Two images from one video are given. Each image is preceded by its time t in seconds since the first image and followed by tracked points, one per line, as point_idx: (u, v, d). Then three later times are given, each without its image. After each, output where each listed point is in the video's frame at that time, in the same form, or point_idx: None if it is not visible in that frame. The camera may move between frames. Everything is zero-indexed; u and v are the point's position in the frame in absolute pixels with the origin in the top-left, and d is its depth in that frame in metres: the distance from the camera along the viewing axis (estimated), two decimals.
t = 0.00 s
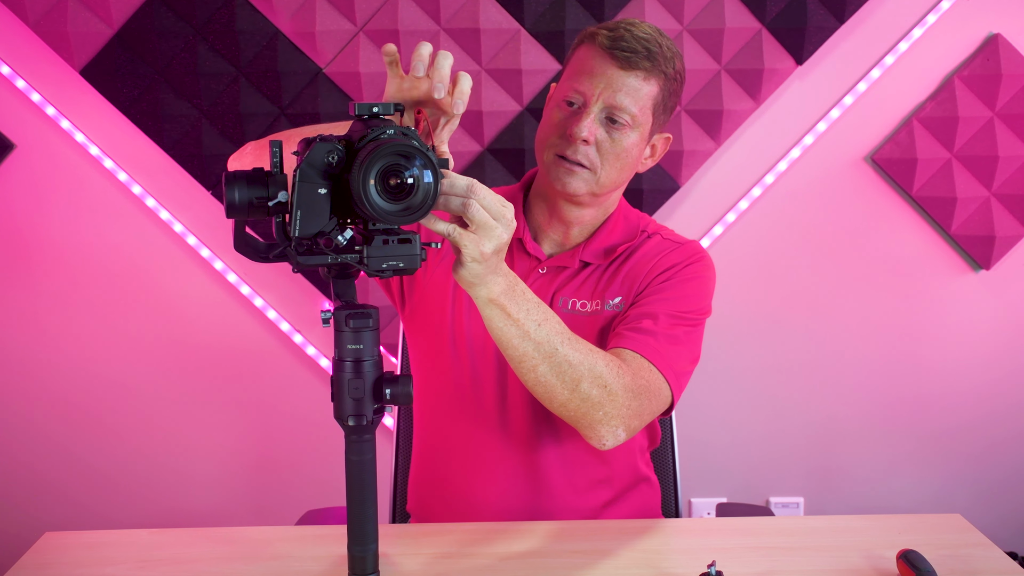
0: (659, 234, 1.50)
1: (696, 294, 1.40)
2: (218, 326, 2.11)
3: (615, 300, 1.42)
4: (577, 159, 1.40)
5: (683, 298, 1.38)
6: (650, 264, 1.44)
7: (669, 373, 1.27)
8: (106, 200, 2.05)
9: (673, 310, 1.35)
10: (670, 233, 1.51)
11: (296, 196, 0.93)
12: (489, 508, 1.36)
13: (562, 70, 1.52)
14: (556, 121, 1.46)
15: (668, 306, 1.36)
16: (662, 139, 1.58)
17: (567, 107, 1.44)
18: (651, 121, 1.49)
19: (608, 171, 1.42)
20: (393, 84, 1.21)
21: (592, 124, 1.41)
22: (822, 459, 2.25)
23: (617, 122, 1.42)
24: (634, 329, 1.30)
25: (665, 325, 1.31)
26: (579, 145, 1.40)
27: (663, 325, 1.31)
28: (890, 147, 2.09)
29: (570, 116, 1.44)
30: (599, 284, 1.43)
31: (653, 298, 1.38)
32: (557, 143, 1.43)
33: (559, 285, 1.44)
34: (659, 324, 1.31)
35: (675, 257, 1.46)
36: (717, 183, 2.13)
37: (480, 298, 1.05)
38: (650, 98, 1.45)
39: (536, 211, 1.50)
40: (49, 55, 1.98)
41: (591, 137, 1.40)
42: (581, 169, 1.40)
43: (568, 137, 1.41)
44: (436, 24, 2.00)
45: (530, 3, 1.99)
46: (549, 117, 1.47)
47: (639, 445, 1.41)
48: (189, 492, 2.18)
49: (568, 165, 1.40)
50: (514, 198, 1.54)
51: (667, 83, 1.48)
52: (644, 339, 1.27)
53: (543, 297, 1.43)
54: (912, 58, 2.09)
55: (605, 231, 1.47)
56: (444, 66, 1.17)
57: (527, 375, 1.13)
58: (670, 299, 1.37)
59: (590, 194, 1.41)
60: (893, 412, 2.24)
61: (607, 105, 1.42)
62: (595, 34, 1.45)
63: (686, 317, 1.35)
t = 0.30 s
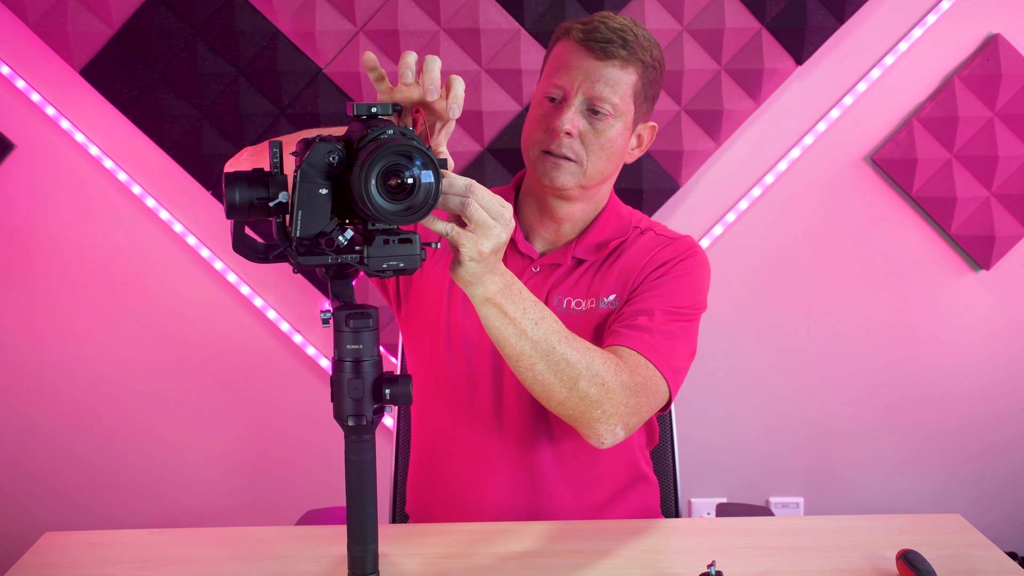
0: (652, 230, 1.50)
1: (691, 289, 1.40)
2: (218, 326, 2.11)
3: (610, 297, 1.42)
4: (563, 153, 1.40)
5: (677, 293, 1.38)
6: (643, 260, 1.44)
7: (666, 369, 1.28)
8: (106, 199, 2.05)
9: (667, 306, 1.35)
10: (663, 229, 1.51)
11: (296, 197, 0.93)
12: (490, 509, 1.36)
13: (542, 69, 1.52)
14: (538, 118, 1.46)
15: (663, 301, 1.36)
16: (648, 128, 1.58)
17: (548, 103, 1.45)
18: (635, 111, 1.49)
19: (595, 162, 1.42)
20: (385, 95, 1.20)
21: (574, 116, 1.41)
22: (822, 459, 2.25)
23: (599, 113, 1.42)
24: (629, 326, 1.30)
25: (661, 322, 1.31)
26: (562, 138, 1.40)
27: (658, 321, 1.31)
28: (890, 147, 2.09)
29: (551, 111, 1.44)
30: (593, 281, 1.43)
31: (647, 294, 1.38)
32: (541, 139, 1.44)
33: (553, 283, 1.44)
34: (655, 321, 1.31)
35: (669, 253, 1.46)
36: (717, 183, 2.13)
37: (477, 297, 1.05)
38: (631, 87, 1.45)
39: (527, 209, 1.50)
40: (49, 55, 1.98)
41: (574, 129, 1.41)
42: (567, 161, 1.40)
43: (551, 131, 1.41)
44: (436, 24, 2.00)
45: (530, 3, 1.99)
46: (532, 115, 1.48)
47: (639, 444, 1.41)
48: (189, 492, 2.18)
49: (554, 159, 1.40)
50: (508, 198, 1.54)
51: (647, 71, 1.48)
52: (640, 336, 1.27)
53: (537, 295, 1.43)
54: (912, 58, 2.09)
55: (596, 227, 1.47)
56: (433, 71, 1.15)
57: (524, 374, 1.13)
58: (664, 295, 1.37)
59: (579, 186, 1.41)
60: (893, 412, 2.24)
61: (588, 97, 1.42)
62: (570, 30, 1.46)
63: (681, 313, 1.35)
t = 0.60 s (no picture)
0: (652, 231, 1.49)
1: (691, 290, 1.40)
2: (218, 326, 2.11)
3: (611, 297, 1.42)
4: (559, 145, 1.40)
5: (678, 295, 1.38)
6: (644, 261, 1.44)
7: (671, 372, 1.28)
8: (106, 199, 2.05)
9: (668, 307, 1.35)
10: (664, 230, 1.51)
11: (297, 196, 0.93)
12: (489, 510, 1.35)
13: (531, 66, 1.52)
14: (530, 113, 1.46)
15: (664, 303, 1.36)
16: (642, 120, 1.57)
17: (538, 97, 1.45)
18: (627, 101, 1.49)
19: (591, 153, 1.42)
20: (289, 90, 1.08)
21: (567, 109, 1.41)
22: (822, 459, 2.25)
23: (592, 103, 1.42)
24: (631, 327, 1.30)
25: (663, 323, 1.32)
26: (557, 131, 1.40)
27: (660, 323, 1.31)
28: (890, 147, 2.09)
29: (543, 105, 1.44)
30: (594, 281, 1.43)
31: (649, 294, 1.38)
32: (535, 134, 1.43)
33: (553, 282, 1.44)
34: (657, 322, 1.31)
35: (669, 254, 1.45)
36: (717, 183, 2.13)
37: (486, 299, 1.06)
38: (621, 76, 1.45)
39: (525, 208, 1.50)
40: (49, 55, 1.98)
41: (568, 122, 1.41)
42: (563, 154, 1.40)
43: (545, 124, 1.42)
44: (435, 24, 2.00)
45: (530, 3, 1.99)
46: (524, 112, 1.48)
47: (638, 444, 1.41)
48: (189, 491, 2.18)
49: (550, 152, 1.40)
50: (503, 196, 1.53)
51: (636, 60, 1.48)
52: (643, 338, 1.27)
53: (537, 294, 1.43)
54: (912, 57, 2.09)
55: (597, 225, 1.45)
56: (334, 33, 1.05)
57: (531, 376, 1.13)
58: (666, 296, 1.38)
59: (577, 179, 1.41)
60: (893, 412, 2.24)
61: (580, 89, 1.42)
62: (555, 24, 1.46)
63: (682, 314, 1.35)
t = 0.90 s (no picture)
0: (646, 227, 1.50)
1: (694, 292, 1.41)
2: (218, 326, 2.11)
3: (614, 298, 1.42)
4: (549, 135, 1.40)
5: (682, 296, 1.39)
6: (644, 261, 1.44)
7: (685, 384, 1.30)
8: (106, 199, 2.04)
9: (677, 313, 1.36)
10: (658, 225, 1.51)
11: (299, 197, 0.93)
12: (490, 509, 1.35)
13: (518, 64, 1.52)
14: (519, 107, 1.45)
15: (670, 308, 1.37)
16: (628, 116, 1.57)
17: (527, 89, 1.44)
18: (615, 94, 1.49)
19: (581, 144, 1.42)
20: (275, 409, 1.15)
21: (556, 100, 1.41)
22: (822, 459, 2.25)
23: (581, 93, 1.42)
24: (644, 339, 1.30)
25: (673, 330, 1.33)
26: (547, 121, 1.40)
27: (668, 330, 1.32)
28: (890, 147, 2.09)
29: (532, 96, 1.43)
30: (594, 282, 1.43)
31: (656, 298, 1.39)
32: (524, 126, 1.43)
33: (551, 282, 1.43)
34: (668, 331, 1.32)
35: (668, 252, 1.46)
36: (717, 183, 2.13)
37: (513, 326, 1.04)
38: (608, 67, 1.45)
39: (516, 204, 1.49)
40: (49, 55, 1.98)
41: (558, 112, 1.40)
42: (554, 143, 1.40)
43: (535, 114, 1.41)
44: (436, 24, 2.00)
45: (530, 3, 1.99)
46: (513, 105, 1.47)
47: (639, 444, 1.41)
48: (189, 492, 2.18)
49: (540, 142, 1.40)
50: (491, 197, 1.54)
51: (622, 54, 1.49)
52: (652, 351, 1.28)
53: (537, 297, 1.42)
54: (912, 57, 2.09)
55: (588, 220, 1.46)
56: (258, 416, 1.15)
57: (554, 401, 1.14)
58: (672, 299, 1.38)
59: (568, 169, 1.40)
60: (893, 412, 2.24)
61: (568, 80, 1.42)
62: (543, 20, 1.47)
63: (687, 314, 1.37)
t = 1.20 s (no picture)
0: (645, 228, 1.51)
1: (701, 304, 1.45)
2: (218, 326, 2.11)
3: (620, 302, 1.42)
4: (534, 127, 1.38)
5: (695, 312, 1.44)
6: (652, 267, 1.45)
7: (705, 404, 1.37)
8: (105, 199, 2.04)
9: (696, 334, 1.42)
10: (656, 227, 1.52)
11: (301, 196, 0.93)
12: (491, 509, 1.36)
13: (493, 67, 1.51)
14: (499, 105, 1.43)
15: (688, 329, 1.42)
16: (606, 105, 1.57)
17: (504, 86, 1.43)
18: (592, 82, 1.48)
19: (566, 132, 1.40)
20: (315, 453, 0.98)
21: (537, 92, 1.40)
22: (822, 459, 2.25)
23: (560, 83, 1.41)
24: (670, 370, 1.36)
25: (695, 352, 1.40)
26: (531, 113, 1.38)
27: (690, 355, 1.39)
28: (890, 147, 2.09)
29: (511, 92, 1.42)
30: (600, 285, 1.43)
31: (668, 314, 1.42)
32: (507, 122, 1.41)
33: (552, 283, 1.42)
34: (692, 359, 1.38)
35: (673, 260, 1.46)
36: (716, 183, 2.13)
37: (567, 391, 1.13)
38: (584, 56, 1.45)
39: (506, 203, 1.47)
40: (49, 55, 1.98)
41: (541, 102, 1.39)
42: (540, 134, 1.38)
43: (517, 107, 1.39)
44: (436, 24, 2.00)
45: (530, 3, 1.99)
46: (492, 105, 1.46)
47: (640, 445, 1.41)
48: (189, 492, 2.18)
49: (525, 134, 1.38)
50: (479, 200, 1.51)
51: (594, 44, 1.49)
52: (676, 385, 1.35)
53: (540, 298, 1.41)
54: (912, 57, 2.09)
55: (581, 217, 1.46)
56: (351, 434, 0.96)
57: (602, 449, 1.23)
58: (683, 315, 1.43)
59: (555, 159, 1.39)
60: (892, 412, 2.24)
61: (546, 72, 1.41)
62: (512, 20, 1.47)
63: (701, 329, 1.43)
